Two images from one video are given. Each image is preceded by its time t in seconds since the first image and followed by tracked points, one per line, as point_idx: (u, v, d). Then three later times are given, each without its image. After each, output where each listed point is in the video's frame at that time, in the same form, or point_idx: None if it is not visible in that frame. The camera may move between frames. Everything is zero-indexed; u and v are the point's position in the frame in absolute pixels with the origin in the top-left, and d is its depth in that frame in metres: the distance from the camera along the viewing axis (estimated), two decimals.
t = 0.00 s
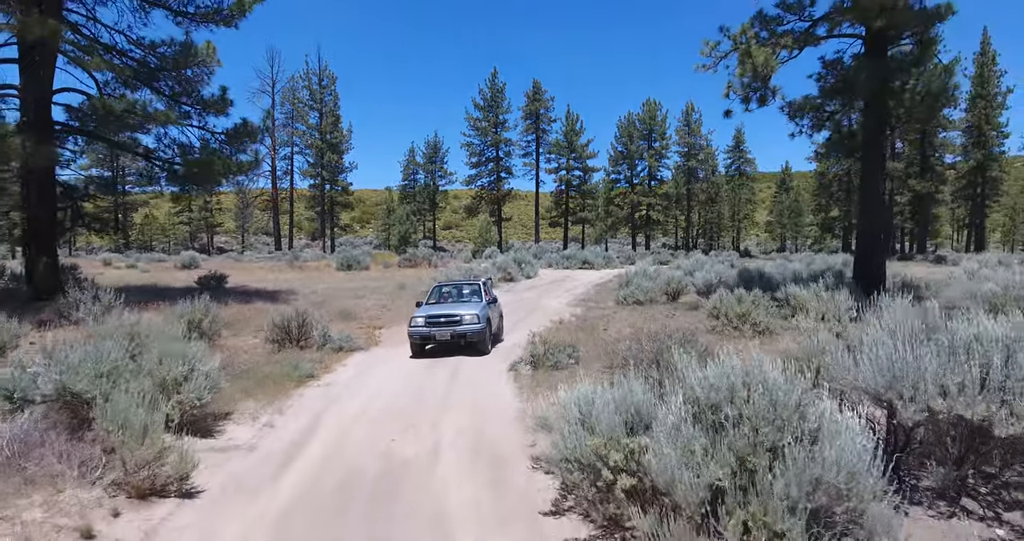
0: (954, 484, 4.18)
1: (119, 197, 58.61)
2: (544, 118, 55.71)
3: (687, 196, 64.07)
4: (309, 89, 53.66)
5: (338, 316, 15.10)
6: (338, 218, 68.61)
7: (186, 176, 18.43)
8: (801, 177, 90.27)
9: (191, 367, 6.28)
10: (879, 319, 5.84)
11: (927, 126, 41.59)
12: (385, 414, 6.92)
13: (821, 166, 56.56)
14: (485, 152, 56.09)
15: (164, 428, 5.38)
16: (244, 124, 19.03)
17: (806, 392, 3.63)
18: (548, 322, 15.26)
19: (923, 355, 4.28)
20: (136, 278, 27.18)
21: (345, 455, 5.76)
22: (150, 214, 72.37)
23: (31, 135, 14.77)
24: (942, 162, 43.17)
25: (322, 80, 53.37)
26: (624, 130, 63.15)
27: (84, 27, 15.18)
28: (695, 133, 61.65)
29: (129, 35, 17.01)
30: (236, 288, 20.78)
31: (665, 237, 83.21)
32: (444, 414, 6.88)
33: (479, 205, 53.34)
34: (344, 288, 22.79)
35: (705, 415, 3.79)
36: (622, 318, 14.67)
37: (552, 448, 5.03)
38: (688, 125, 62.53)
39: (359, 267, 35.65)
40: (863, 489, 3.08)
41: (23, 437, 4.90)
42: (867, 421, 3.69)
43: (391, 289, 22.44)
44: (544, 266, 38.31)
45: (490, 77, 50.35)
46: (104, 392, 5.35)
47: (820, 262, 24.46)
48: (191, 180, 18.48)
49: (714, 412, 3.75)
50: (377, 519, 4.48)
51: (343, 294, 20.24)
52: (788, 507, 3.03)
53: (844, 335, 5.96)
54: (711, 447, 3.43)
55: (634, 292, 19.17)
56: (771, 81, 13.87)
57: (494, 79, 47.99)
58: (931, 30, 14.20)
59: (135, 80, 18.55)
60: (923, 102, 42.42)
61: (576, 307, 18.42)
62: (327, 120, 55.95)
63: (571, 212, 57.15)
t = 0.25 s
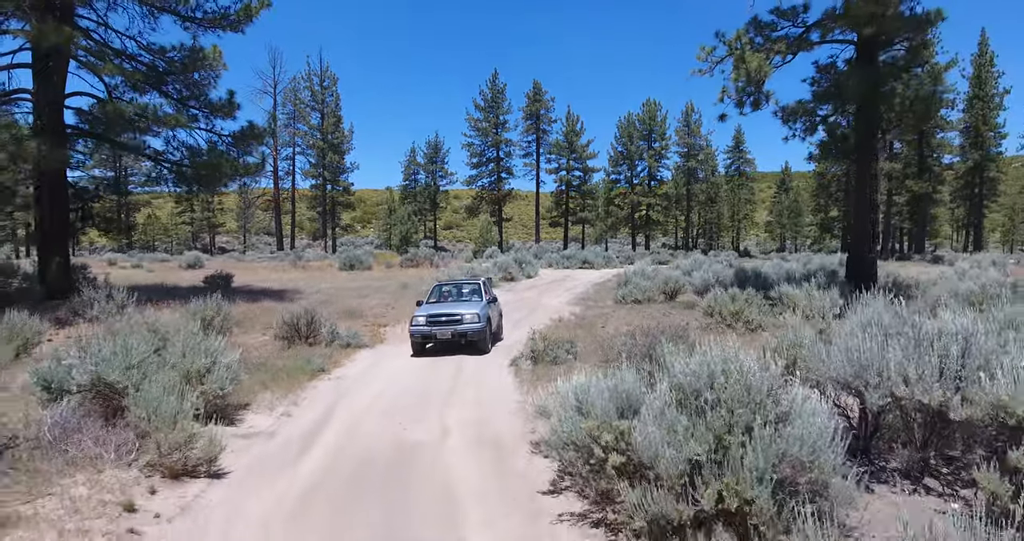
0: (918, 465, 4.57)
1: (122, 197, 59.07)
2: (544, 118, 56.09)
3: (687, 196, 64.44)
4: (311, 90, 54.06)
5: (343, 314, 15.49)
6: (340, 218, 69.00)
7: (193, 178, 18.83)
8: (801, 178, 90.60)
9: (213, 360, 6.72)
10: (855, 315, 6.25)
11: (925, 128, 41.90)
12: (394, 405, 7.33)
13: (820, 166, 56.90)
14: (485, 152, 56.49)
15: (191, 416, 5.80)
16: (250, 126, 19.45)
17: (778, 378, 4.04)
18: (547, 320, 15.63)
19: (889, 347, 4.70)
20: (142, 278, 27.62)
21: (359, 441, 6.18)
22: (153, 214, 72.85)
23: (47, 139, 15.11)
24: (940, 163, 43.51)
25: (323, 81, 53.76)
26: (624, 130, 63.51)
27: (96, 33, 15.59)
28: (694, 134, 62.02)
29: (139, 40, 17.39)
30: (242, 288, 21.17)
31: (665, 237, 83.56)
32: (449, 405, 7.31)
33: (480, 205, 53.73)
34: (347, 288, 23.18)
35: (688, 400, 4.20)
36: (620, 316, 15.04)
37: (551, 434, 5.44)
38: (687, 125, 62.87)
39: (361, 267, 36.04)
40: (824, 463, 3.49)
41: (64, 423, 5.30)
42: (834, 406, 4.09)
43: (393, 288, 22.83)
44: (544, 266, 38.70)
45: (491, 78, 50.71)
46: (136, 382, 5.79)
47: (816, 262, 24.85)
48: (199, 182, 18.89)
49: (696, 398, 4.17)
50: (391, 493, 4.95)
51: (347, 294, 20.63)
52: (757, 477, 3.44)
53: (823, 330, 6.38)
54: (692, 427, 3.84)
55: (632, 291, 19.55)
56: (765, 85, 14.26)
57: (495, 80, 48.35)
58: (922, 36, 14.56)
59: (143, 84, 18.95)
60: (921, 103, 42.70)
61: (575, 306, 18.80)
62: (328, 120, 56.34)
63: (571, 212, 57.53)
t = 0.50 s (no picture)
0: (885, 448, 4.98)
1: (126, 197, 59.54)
2: (544, 119, 56.47)
3: (686, 196, 64.80)
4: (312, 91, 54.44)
5: (347, 312, 15.88)
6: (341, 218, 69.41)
7: (200, 179, 19.22)
8: (801, 177, 90.97)
9: (230, 353, 7.14)
10: (835, 310, 6.65)
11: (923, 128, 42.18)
12: (400, 397, 7.72)
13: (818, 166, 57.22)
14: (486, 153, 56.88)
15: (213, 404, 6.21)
16: (255, 128, 19.87)
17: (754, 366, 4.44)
18: (546, 318, 16.01)
19: (859, 340, 5.09)
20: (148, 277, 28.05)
21: (368, 431, 6.58)
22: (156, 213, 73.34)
23: (61, 142, 15.43)
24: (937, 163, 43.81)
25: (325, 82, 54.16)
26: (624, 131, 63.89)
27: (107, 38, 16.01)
28: (694, 134, 62.40)
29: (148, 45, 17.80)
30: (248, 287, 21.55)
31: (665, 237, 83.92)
32: (452, 397, 7.70)
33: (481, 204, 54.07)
34: (351, 287, 23.58)
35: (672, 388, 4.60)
36: (617, 314, 15.41)
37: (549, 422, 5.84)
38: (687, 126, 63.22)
39: (363, 266, 36.43)
40: (792, 442, 3.89)
41: (96, 411, 5.70)
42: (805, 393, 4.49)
43: (396, 287, 23.22)
44: (544, 265, 39.08)
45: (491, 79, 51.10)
46: (161, 372, 6.21)
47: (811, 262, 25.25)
48: (206, 183, 19.30)
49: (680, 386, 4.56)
50: (399, 477, 5.33)
51: (351, 292, 21.02)
52: (731, 455, 3.85)
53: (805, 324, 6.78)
54: (674, 411, 4.24)
55: (631, 290, 19.95)
56: (758, 90, 14.67)
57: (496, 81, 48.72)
58: (912, 42, 14.93)
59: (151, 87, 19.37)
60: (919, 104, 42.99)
61: (574, 305, 19.19)
62: (330, 121, 56.73)
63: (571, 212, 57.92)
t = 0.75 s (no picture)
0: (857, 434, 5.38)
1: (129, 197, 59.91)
2: (544, 119, 56.83)
3: (686, 196, 65.13)
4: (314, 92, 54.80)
5: (351, 311, 16.25)
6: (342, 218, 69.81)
7: (206, 180, 19.59)
8: (800, 177, 91.30)
9: (245, 348, 7.56)
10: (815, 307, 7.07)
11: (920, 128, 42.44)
12: (405, 390, 8.13)
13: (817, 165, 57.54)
14: (486, 153, 57.25)
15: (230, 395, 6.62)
16: (260, 130, 20.27)
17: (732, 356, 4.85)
18: (545, 317, 16.38)
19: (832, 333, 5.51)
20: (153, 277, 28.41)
21: (376, 420, 6.99)
22: (158, 213, 73.77)
23: (74, 146, 15.76)
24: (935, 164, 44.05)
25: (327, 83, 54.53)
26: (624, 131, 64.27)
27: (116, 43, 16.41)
28: (694, 134, 62.76)
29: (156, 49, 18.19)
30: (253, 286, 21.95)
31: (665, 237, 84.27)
32: (455, 390, 8.10)
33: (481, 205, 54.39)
34: (353, 286, 23.95)
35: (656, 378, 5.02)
36: (615, 312, 15.78)
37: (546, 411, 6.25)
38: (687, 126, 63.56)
39: (365, 266, 36.80)
40: (765, 425, 4.29)
41: (122, 401, 6.06)
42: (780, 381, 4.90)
43: (398, 287, 23.59)
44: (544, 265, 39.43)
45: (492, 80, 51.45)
46: (182, 365, 6.61)
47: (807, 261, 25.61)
48: (212, 184, 19.68)
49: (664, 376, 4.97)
50: (406, 462, 5.72)
51: (354, 292, 21.39)
52: (709, 437, 4.25)
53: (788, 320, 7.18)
54: (657, 399, 4.65)
55: (629, 289, 20.33)
56: (752, 94, 15.05)
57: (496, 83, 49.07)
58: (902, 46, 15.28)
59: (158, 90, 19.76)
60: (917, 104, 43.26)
61: (573, 303, 19.58)
62: (331, 121, 57.10)
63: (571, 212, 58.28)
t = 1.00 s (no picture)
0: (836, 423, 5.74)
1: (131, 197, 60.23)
2: (545, 120, 57.15)
3: (686, 196, 65.44)
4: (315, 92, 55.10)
5: (355, 309, 16.59)
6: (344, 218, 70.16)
7: (211, 181, 19.93)
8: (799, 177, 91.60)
9: (258, 343, 7.96)
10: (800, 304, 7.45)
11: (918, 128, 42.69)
12: (409, 386, 8.49)
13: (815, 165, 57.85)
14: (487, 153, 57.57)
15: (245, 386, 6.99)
16: (264, 132, 20.63)
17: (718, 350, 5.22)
18: (545, 315, 16.72)
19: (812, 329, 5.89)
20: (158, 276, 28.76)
21: (384, 413, 7.36)
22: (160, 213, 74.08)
23: (84, 147, 16.10)
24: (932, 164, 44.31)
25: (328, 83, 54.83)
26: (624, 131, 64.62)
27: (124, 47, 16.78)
28: (693, 135, 63.09)
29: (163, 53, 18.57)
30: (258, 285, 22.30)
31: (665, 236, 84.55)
32: (458, 386, 8.47)
33: (482, 205, 54.72)
34: (356, 286, 24.28)
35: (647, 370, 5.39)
36: (614, 311, 16.11)
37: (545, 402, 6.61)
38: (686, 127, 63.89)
39: (366, 266, 37.14)
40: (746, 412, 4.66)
41: (145, 392, 6.43)
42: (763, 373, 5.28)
43: (400, 286, 23.93)
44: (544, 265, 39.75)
45: (492, 81, 51.78)
46: (201, 358, 7.00)
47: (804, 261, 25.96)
48: (217, 185, 20.02)
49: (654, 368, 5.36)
50: (413, 450, 6.09)
51: (357, 291, 21.73)
52: (694, 423, 4.63)
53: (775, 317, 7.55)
54: (647, 389, 5.03)
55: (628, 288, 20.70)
56: (747, 97, 15.40)
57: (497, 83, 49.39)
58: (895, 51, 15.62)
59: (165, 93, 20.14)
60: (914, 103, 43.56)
61: (573, 303, 19.91)
62: (333, 122, 57.42)
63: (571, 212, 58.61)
